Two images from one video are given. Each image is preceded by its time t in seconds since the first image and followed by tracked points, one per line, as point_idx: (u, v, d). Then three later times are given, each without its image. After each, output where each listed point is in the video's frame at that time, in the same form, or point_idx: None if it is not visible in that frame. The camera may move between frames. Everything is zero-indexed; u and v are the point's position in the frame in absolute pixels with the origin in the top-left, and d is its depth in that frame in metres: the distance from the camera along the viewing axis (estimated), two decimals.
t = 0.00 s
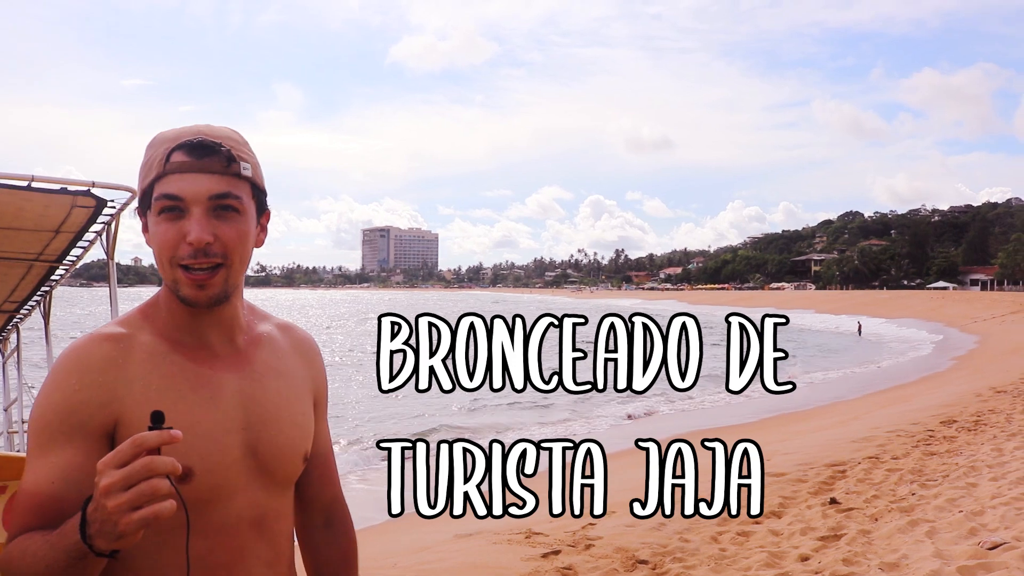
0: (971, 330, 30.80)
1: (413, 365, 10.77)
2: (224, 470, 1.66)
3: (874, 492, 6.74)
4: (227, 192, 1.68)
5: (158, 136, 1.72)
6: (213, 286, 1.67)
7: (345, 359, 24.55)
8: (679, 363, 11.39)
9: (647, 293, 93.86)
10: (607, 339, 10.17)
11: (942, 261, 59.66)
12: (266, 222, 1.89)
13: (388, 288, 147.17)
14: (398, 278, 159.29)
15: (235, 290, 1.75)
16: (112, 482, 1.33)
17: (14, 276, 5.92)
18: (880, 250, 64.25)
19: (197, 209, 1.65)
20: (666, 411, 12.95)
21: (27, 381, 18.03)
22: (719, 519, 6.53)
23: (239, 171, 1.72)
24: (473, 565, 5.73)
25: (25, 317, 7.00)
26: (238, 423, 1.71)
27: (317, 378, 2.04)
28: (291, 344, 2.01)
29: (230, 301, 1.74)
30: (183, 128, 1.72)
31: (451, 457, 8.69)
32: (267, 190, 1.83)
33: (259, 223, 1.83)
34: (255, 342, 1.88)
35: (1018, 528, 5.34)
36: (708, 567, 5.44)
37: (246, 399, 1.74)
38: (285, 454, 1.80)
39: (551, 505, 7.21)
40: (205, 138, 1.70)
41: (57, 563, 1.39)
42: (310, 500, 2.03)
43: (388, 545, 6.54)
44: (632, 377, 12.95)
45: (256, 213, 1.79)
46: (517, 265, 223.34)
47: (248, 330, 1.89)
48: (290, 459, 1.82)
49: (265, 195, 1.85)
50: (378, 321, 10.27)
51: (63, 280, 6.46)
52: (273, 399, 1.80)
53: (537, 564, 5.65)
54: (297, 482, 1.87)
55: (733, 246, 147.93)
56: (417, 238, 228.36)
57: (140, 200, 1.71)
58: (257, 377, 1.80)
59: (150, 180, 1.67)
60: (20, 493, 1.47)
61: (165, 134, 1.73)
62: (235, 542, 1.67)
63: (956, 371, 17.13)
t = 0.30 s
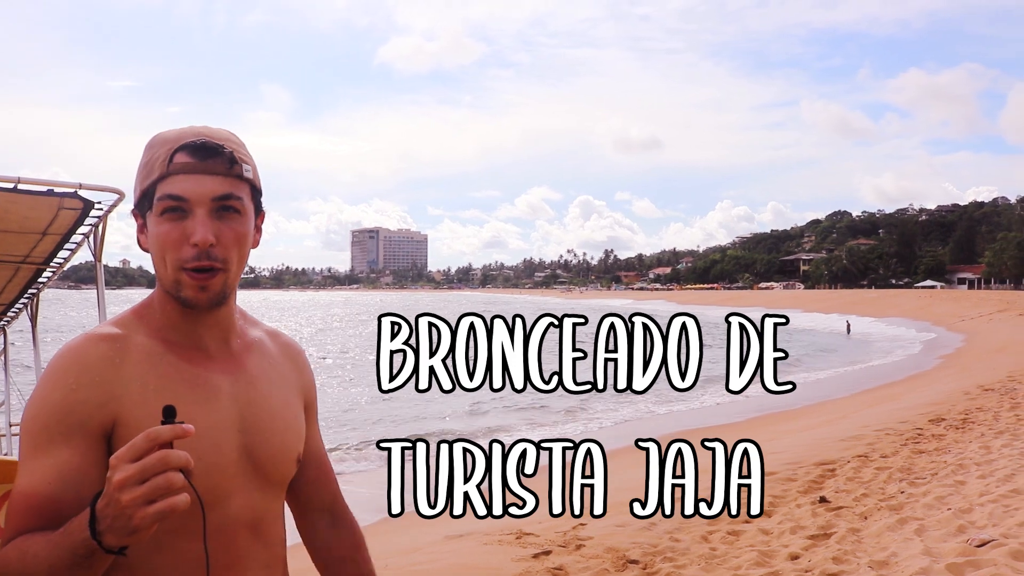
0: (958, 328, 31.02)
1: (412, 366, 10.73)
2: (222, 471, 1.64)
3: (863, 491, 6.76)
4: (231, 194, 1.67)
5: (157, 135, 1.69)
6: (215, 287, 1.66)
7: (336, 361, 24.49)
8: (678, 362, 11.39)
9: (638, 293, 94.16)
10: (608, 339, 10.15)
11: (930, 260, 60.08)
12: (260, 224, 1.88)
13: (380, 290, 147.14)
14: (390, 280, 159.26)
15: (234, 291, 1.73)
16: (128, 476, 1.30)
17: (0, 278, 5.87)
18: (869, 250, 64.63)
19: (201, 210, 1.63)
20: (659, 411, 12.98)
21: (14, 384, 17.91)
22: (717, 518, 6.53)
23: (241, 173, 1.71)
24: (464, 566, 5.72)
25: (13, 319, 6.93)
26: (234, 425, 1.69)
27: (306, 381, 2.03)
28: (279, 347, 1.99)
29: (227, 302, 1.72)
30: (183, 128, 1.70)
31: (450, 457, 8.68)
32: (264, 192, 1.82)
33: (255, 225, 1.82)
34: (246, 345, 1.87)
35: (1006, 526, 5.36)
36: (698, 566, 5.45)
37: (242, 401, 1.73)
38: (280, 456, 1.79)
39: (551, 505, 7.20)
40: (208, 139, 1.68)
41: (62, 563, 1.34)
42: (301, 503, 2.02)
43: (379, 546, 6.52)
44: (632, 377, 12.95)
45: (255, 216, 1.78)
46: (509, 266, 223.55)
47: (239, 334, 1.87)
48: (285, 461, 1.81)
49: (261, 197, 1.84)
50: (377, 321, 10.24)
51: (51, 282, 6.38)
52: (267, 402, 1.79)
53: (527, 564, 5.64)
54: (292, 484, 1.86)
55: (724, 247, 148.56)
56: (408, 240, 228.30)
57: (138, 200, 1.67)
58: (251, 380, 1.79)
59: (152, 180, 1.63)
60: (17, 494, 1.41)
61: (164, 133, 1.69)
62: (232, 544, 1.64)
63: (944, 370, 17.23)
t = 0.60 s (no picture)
0: (951, 330, 31.16)
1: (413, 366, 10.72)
2: (209, 472, 1.64)
3: (857, 492, 6.77)
4: (224, 194, 1.68)
5: (148, 134, 1.69)
6: (208, 287, 1.66)
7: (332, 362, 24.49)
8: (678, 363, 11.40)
9: (633, 294, 94.36)
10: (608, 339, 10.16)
11: (924, 261, 60.31)
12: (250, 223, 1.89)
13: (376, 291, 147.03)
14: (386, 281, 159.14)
15: (227, 290, 1.73)
16: (111, 467, 1.30)
17: None
18: (863, 251, 64.85)
19: (194, 211, 1.63)
20: (655, 413, 12.99)
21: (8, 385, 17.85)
22: (712, 519, 6.53)
23: (233, 173, 1.72)
24: (459, 567, 5.72)
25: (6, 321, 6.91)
26: (222, 426, 1.69)
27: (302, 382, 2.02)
28: (274, 349, 1.99)
29: (219, 302, 1.72)
30: (174, 127, 1.70)
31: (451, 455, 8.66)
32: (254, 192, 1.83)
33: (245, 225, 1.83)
34: (238, 346, 1.86)
35: (1000, 527, 5.36)
36: (693, 568, 5.44)
37: (232, 403, 1.73)
38: (270, 458, 1.78)
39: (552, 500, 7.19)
40: (200, 139, 1.68)
41: (45, 560, 1.34)
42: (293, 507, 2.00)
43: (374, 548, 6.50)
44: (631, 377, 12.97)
45: (246, 215, 1.79)
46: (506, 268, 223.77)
47: (230, 335, 1.87)
48: (275, 464, 1.81)
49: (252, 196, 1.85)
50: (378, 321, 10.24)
51: (45, 283, 6.35)
52: (259, 403, 1.79)
53: (522, 566, 5.63)
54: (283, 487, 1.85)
55: (720, 248, 148.75)
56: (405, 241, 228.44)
57: (128, 199, 1.66)
58: (243, 381, 1.78)
59: (145, 178, 1.63)
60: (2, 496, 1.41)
61: (154, 132, 1.69)
62: (218, 547, 1.63)
63: (937, 371, 17.31)
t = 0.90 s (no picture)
0: (949, 328, 31.20)
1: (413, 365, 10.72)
2: (195, 478, 1.63)
3: (856, 491, 6.77)
4: (153, 196, 1.64)
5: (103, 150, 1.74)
6: (152, 291, 1.63)
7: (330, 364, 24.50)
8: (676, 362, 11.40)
9: (632, 294, 94.37)
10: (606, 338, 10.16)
11: (922, 260, 60.40)
12: (232, 222, 1.84)
13: (375, 292, 146.94)
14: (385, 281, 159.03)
15: (192, 295, 1.70)
16: (64, 466, 1.31)
17: None
18: (861, 250, 64.93)
19: (125, 218, 1.62)
20: (654, 413, 12.98)
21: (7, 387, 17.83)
22: (712, 519, 6.52)
23: (168, 172, 1.67)
24: (459, 567, 5.71)
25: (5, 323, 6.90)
26: (209, 431, 1.68)
27: (302, 390, 1.99)
28: (276, 354, 1.96)
29: (186, 304, 1.69)
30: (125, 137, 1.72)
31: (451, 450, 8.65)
32: (220, 187, 1.78)
33: (217, 223, 1.78)
34: (233, 352, 1.85)
35: (999, 525, 5.36)
36: (693, 567, 5.44)
37: (220, 409, 1.72)
38: (262, 465, 1.76)
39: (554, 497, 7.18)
40: (137, 143, 1.67)
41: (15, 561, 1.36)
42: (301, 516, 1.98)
43: (373, 549, 6.49)
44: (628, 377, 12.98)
45: (205, 214, 1.73)
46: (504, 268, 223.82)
47: (228, 341, 1.86)
48: (269, 472, 1.78)
49: (224, 195, 1.80)
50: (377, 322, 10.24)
51: (43, 286, 6.34)
52: (249, 410, 1.77)
53: (522, 566, 5.62)
54: (281, 494, 1.83)
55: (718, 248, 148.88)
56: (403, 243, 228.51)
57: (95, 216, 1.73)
58: (231, 387, 1.77)
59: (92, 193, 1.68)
60: None
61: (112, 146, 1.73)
62: (206, 553, 1.62)
63: (935, 369, 17.33)
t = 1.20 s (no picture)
0: (949, 326, 31.22)
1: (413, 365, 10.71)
2: (183, 478, 1.63)
3: (857, 490, 6.76)
4: (154, 197, 1.63)
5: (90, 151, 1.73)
6: (152, 290, 1.64)
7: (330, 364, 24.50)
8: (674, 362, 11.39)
9: (632, 293, 94.38)
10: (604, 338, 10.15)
11: (922, 259, 60.42)
12: (223, 221, 1.83)
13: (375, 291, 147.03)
14: (385, 281, 159.10)
15: (186, 294, 1.70)
16: (36, 466, 1.33)
17: None
18: (861, 249, 64.94)
19: (125, 219, 1.62)
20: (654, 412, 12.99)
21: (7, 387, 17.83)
22: (713, 518, 6.52)
23: (165, 173, 1.66)
24: (459, 567, 5.70)
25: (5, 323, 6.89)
26: (199, 431, 1.68)
27: (305, 387, 1.97)
28: (272, 352, 1.94)
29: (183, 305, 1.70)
30: (117, 138, 1.71)
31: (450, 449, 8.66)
32: (214, 189, 1.77)
33: (211, 223, 1.78)
34: (226, 351, 1.84)
35: (1000, 523, 5.36)
36: (693, 566, 5.43)
37: (209, 409, 1.72)
38: (254, 465, 1.74)
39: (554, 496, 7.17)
40: (130, 144, 1.66)
41: None
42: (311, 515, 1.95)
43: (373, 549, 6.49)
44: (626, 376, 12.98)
45: (200, 214, 1.73)
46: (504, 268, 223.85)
47: (222, 340, 1.85)
48: (261, 472, 1.76)
49: (215, 194, 1.80)
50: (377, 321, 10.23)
51: (43, 286, 6.33)
52: (238, 409, 1.76)
53: (523, 565, 5.63)
54: (277, 494, 1.81)
55: (718, 246, 148.94)
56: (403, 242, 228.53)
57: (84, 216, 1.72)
58: (222, 386, 1.76)
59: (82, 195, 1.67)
60: None
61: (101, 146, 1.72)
62: (197, 553, 1.62)
63: (935, 368, 17.34)
